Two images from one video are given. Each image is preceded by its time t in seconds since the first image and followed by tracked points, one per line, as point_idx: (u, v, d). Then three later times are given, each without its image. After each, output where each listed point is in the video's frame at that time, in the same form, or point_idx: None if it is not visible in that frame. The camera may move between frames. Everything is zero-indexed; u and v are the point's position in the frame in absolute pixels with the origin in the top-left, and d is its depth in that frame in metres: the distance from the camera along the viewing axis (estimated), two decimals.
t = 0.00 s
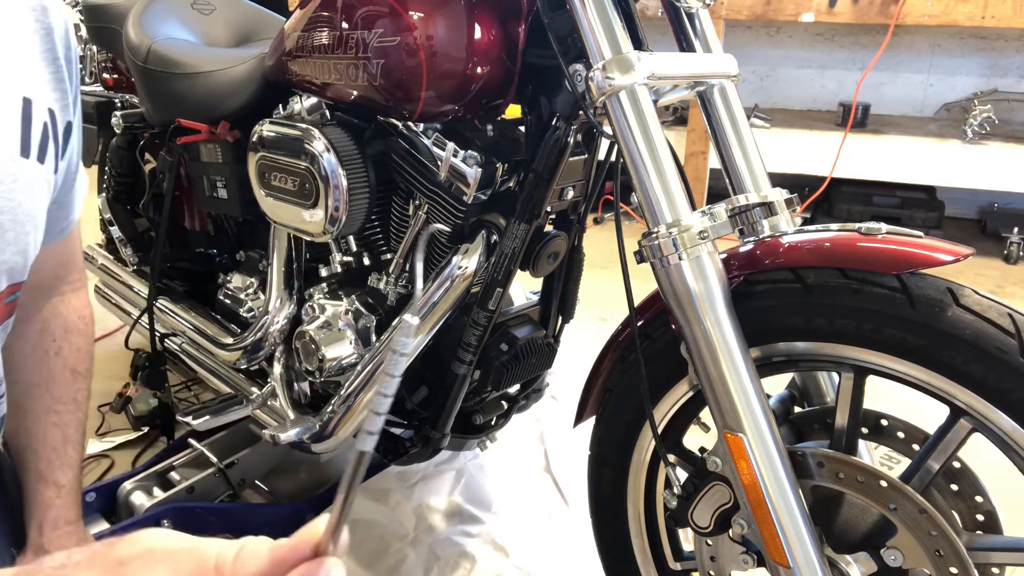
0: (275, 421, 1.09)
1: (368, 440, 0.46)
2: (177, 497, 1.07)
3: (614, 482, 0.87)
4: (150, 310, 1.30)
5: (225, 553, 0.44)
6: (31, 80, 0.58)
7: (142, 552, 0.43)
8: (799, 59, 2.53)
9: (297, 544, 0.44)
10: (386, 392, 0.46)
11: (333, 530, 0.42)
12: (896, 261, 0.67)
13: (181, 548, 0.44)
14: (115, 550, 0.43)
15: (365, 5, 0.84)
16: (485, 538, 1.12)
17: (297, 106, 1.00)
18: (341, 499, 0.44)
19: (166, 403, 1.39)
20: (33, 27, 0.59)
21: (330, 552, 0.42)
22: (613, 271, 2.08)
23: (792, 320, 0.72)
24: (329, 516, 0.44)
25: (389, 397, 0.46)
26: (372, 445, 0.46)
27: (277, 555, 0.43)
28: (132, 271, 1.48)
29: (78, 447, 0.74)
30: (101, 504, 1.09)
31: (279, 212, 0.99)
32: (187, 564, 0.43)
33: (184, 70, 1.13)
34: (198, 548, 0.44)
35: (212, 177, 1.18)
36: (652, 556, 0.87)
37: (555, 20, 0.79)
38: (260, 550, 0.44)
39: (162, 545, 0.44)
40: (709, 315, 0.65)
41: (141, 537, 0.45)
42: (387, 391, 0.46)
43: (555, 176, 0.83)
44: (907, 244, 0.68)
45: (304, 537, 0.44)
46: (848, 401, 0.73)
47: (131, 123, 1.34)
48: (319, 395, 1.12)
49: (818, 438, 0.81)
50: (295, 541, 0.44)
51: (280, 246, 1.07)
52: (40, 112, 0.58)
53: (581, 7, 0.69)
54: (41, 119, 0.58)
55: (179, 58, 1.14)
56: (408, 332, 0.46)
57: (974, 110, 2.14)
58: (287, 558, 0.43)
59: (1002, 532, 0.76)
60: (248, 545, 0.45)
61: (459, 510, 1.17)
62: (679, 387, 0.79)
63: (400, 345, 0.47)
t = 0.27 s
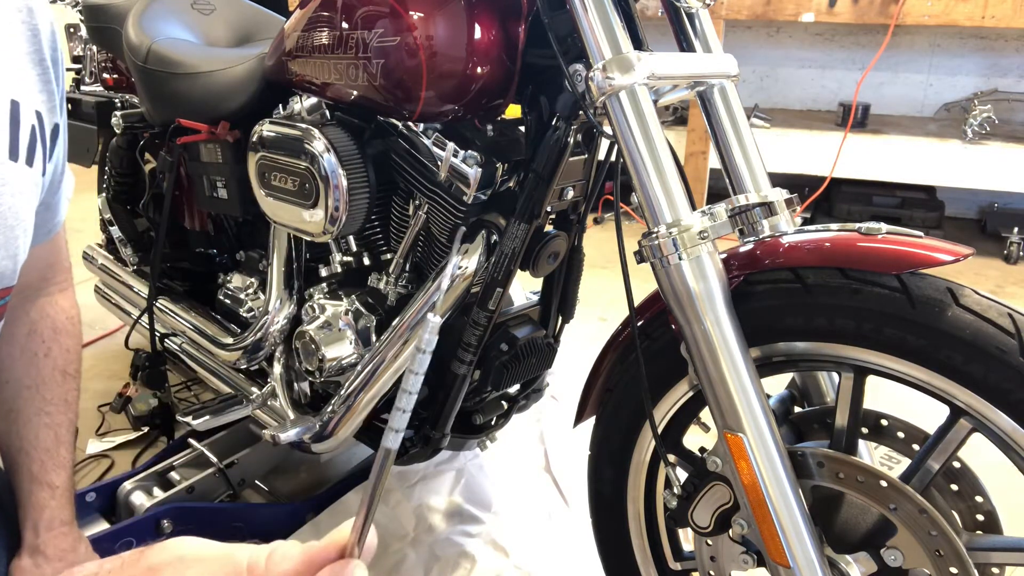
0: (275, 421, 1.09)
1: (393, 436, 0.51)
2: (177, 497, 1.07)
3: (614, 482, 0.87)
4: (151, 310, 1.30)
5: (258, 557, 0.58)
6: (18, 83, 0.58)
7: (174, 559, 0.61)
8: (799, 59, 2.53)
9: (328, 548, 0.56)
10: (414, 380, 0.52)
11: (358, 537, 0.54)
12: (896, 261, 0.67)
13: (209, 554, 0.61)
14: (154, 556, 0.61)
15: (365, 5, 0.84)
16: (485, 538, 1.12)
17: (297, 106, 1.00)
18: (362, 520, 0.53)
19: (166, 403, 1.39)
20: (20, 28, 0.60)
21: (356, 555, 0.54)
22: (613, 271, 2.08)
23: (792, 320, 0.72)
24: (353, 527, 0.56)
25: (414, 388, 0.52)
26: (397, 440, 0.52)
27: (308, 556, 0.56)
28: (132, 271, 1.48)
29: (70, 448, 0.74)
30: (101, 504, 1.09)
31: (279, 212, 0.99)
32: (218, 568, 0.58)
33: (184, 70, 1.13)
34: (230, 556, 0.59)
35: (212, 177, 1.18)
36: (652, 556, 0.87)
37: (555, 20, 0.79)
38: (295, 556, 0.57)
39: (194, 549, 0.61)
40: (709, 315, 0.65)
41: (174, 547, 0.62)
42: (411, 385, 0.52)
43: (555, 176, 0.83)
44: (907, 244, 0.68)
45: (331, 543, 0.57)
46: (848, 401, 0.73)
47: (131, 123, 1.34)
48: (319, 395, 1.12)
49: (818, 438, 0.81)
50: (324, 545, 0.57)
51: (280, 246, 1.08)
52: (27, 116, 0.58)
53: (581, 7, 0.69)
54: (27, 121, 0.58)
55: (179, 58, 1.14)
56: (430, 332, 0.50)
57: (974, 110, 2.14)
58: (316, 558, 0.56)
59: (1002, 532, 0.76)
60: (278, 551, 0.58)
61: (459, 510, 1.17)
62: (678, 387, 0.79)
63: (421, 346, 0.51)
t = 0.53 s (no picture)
0: (275, 421, 1.09)
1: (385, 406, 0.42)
2: (177, 497, 1.07)
3: (614, 482, 0.87)
4: (151, 310, 1.30)
5: (254, 531, 0.47)
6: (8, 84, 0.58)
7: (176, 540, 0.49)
8: (799, 59, 2.53)
9: (321, 515, 0.45)
10: (397, 367, 0.42)
11: (360, 494, 0.45)
12: (896, 261, 0.67)
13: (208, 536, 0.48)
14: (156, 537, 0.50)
15: (365, 5, 0.84)
16: (485, 538, 1.12)
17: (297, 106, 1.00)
18: (362, 478, 0.44)
19: (166, 403, 1.39)
20: (11, 29, 0.60)
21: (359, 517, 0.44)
22: (613, 271, 2.08)
23: (792, 320, 0.72)
24: (353, 483, 0.45)
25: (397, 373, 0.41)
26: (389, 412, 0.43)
27: (303, 525, 0.45)
28: (132, 271, 1.48)
29: (66, 449, 0.74)
30: (101, 504, 1.09)
31: (279, 212, 0.99)
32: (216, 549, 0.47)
33: (184, 70, 1.13)
34: (228, 530, 0.48)
35: (212, 177, 1.18)
36: (652, 556, 0.87)
37: (555, 20, 0.79)
38: (287, 527, 0.46)
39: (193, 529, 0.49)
40: (709, 315, 0.65)
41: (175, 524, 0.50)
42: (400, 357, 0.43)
43: (555, 176, 0.83)
44: (907, 244, 0.68)
45: (331, 504, 0.45)
46: (848, 401, 0.73)
47: (131, 123, 1.34)
48: (319, 395, 1.12)
49: (818, 438, 0.81)
50: (318, 513, 0.45)
51: (280, 246, 1.08)
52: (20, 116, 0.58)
53: (581, 7, 0.69)
54: (20, 122, 0.58)
55: (179, 58, 1.14)
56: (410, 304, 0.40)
57: (974, 110, 2.14)
58: (306, 533, 0.45)
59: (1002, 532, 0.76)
60: (276, 523, 0.47)
61: (459, 510, 1.17)
62: (679, 387, 0.79)
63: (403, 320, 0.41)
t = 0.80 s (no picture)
0: (275, 421, 1.09)
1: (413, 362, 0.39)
2: (177, 497, 1.07)
3: (614, 481, 0.87)
4: (151, 310, 1.30)
5: (263, 503, 0.40)
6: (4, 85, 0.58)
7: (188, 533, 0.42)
8: (799, 59, 2.53)
9: (328, 478, 0.38)
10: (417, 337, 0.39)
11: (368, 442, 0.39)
12: (895, 262, 0.67)
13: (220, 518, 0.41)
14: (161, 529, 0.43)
15: (365, 5, 0.84)
16: (485, 538, 1.12)
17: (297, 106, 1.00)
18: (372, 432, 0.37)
19: (166, 403, 1.39)
20: (7, 29, 0.59)
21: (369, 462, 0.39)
22: (613, 271, 2.08)
23: (792, 320, 0.72)
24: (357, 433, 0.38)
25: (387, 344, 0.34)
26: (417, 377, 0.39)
27: (311, 488, 0.39)
28: (132, 271, 1.48)
29: (65, 448, 0.74)
30: (101, 504, 1.09)
31: (279, 212, 0.99)
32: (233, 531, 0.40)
33: (184, 70, 1.13)
34: (236, 507, 0.41)
35: (212, 177, 1.18)
36: (652, 556, 0.87)
37: (555, 20, 0.79)
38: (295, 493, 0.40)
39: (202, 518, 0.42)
40: (709, 315, 0.65)
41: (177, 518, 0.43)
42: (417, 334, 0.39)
43: (555, 175, 0.83)
44: (907, 244, 0.68)
45: (335, 461, 0.38)
46: (848, 401, 0.73)
47: (131, 123, 1.34)
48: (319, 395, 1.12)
49: (818, 438, 0.81)
50: (324, 475, 0.38)
51: (280, 246, 1.08)
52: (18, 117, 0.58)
53: (581, 6, 0.69)
54: (18, 123, 0.58)
55: (179, 58, 1.14)
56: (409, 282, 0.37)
57: (974, 110, 2.14)
58: (319, 495, 0.38)
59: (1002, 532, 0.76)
60: (282, 487, 0.40)
61: (459, 510, 1.17)
62: (678, 387, 0.79)
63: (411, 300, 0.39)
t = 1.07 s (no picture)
0: (275, 420, 1.09)
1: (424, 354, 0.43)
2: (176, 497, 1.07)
3: (614, 481, 0.87)
4: (151, 310, 1.30)
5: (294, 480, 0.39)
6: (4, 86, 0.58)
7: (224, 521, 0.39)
8: (799, 59, 2.53)
9: (355, 453, 0.36)
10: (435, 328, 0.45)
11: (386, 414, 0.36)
12: (895, 261, 0.67)
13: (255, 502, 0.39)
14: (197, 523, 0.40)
15: (365, 5, 0.84)
16: (485, 538, 1.12)
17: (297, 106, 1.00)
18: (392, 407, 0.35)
19: (166, 404, 1.39)
20: (7, 29, 0.59)
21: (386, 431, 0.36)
22: (613, 271, 2.08)
23: (792, 320, 0.72)
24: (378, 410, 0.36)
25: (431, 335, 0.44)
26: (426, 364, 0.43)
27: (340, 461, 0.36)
28: (132, 271, 1.48)
29: (65, 449, 0.75)
30: (101, 504, 1.09)
31: (279, 212, 0.99)
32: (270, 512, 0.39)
33: (184, 70, 1.13)
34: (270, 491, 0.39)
35: (212, 177, 1.19)
36: (652, 556, 0.87)
37: (555, 19, 0.79)
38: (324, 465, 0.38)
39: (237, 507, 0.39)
40: (709, 315, 0.65)
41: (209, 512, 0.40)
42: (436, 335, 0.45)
43: (555, 176, 0.83)
44: (907, 244, 0.68)
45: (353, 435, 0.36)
46: (848, 402, 0.73)
47: (131, 123, 1.33)
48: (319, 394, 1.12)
49: (818, 438, 0.81)
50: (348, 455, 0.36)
51: (280, 246, 1.08)
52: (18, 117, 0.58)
53: (581, 6, 0.69)
54: (17, 123, 0.58)
55: (179, 58, 1.14)
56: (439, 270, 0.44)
57: (974, 110, 2.14)
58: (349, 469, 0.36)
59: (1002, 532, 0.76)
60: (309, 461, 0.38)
61: (458, 510, 1.17)
62: (678, 387, 0.80)
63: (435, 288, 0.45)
